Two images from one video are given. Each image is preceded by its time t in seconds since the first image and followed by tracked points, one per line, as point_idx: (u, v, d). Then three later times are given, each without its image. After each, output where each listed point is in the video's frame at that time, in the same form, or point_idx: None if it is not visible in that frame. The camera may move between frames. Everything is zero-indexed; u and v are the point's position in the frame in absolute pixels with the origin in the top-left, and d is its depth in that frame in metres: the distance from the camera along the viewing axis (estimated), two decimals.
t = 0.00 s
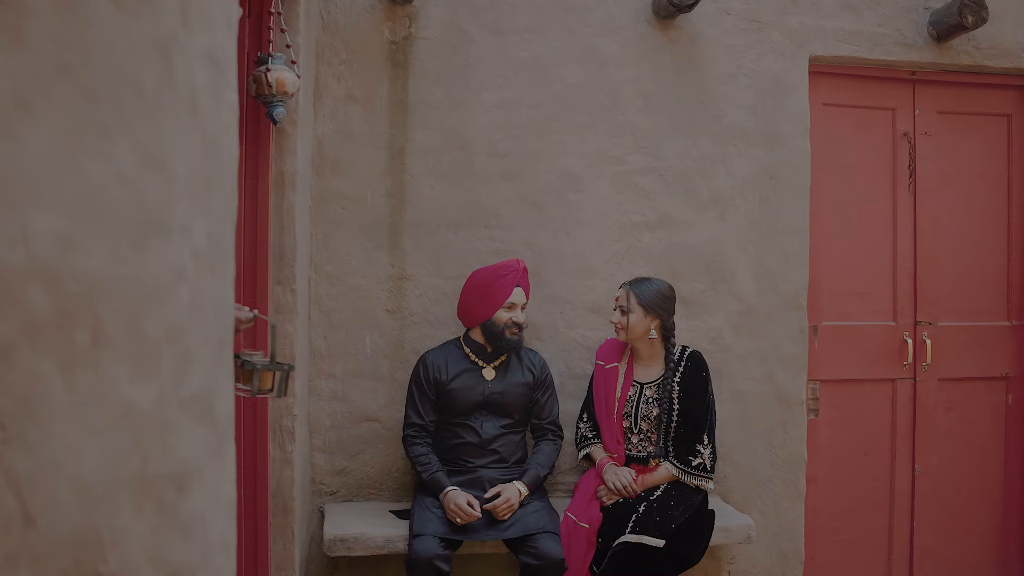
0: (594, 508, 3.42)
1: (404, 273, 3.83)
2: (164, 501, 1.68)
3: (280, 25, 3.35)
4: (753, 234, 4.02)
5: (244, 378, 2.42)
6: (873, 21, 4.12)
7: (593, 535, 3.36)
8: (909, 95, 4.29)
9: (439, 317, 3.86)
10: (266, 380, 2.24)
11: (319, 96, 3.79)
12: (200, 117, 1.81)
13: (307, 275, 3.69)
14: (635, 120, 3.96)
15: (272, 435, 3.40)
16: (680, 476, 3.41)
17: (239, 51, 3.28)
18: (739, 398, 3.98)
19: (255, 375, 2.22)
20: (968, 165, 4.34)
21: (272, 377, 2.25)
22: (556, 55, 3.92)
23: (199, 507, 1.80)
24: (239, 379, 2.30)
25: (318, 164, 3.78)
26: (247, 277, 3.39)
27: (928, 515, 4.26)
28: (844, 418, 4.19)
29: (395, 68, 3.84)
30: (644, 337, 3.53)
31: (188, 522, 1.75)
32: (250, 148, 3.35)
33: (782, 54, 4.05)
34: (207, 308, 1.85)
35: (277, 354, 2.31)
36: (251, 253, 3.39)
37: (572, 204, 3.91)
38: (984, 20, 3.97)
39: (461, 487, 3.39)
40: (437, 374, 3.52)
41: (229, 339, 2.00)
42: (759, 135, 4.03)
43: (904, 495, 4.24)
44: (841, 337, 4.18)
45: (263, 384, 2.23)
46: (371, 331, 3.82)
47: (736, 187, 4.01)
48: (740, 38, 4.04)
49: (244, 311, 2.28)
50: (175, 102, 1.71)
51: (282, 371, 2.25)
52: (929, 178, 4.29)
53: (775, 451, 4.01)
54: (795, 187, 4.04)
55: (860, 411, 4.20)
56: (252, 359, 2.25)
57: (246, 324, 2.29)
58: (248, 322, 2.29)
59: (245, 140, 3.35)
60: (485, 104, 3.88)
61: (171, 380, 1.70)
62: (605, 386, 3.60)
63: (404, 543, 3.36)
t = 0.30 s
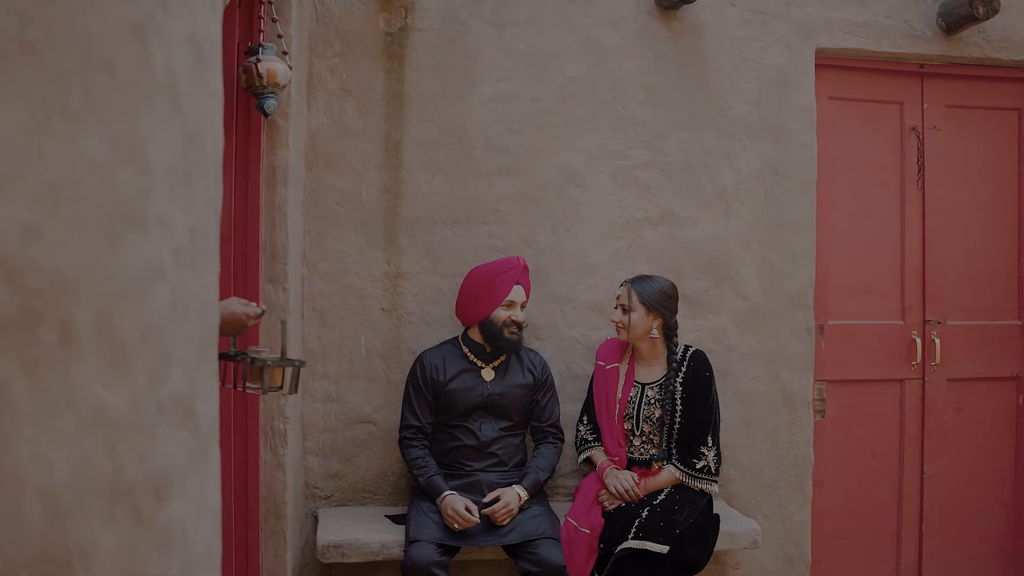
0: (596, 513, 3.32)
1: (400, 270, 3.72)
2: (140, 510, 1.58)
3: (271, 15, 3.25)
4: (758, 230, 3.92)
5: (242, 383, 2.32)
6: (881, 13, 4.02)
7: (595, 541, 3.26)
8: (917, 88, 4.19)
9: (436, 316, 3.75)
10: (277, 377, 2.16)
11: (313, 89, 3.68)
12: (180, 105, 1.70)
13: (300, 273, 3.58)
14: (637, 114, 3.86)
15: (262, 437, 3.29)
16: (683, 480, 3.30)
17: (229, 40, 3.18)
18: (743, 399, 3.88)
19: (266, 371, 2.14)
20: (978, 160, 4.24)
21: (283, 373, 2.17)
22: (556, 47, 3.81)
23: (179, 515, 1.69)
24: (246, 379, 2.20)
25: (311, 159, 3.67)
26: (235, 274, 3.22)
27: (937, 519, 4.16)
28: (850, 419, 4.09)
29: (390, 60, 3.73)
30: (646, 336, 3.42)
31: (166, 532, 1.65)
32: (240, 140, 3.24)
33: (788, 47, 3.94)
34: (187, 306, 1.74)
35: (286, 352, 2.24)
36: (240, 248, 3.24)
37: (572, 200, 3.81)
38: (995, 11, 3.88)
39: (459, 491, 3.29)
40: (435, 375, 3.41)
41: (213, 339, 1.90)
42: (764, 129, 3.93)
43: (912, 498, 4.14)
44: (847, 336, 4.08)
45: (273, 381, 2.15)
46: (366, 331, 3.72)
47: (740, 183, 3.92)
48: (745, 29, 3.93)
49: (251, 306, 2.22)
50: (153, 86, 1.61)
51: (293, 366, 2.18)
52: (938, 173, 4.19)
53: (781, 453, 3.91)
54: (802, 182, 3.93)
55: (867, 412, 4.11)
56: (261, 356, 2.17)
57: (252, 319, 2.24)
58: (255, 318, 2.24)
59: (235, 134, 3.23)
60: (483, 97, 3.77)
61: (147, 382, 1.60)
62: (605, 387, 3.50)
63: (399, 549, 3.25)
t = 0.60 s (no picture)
0: (597, 517, 3.22)
1: (395, 267, 3.63)
2: (112, 518, 1.49)
3: (261, 3, 3.15)
4: (763, 226, 3.82)
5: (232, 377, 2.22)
6: (888, 3, 3.92)
7: (596, 545, 3.17)
8: (925, 81, 4.09)
9: (433, 314, 3.65)
10: (279, 372, 2.09)
11: (306, 81, 3.59)
12: (157, 87, 1.61)
13: (292, 270, 3.48)
14: (638, 106, 3.77)
15: (253, 440, 3.19)
16: (686, 482, 3.20)
17: (218, 29, 3.08)
18: (748, 399, 3.79)
19: (269, 366, 2.06)
20: (987, 154, 4.15)
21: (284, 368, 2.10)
22: (555, 38, 3.72)
23: (155, 523, 1.59)
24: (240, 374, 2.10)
25: (304, 153, 3.58)
26: (225, 266, 3.12)
27: (946, 522, 4.07)
28: (857, 419, 4.00)
29: (385, 51, 3.64)
30: (648, 335, 3.32)
31: (142, 541, 1.55)
32: (230, 133, 3.15)
33: (793, 38, 3.85)
34: (165, 302, 1.65)
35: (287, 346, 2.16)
36: (230, 240, 3.14)
37: (572, 195, 3.71)
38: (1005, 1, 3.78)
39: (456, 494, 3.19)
40: (431, 374, 3.32)
41: (194, 336, 1.81)
42: (769, 122, 3.84)
43: (921, 501, 4.05)
44: (854, 334, 3.98)
45: (275, 376, 2.07)
46: (360, 329, 3.62)
47: (744, 178, 3.82)
48: (749, 20, 3.84)
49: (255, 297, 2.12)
50: (126, 67, 1.52)
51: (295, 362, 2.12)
52: (947, 168, 4.10)
53: (786, 454, 3.81)
54: (807, 177, 3.84)
55: (874, 412, 4.01)
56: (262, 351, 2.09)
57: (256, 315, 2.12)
58: (258, 312, 2.12)
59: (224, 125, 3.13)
60: (480, 89, 3.68)
61: (122, 382, 1.50)
62: (605, 386, 3.40)
63: (395, 554, 3.16)
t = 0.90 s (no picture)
0: (598, 521, 3.13)
1: (391, 263, 3.53)
2: (84, 526, 1.39)
3: None
4: (768, 221, 3.73)
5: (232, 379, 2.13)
6: None
7: (597, 550, 3.07)
8: (933, 73, 4.00)
9: (429, 312, 3.56)
10: (279, 371, 2.00)
11: (298, 72, 3.49)
12: (133, 68, 1.53)
13: (285, 266, 3.38)
14: (640, 99, 3.67)
15: (243, 441, 3.09)
16: (690, 484, 3.11)
17: (207, 17, 2.98)
18: (753, 399, 3.69)
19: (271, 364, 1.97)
20: (996, 148, 4.06)
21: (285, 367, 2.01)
22: (555, 28, 3.62)
23: (132, 530, 1.50)
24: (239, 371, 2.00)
25: (296, 146, 3.48)
26: (215, 259, 3.03)
27: (955, 524, 3.98)
28: (863, 420, 3.91)
29: (380, 42, 3.54)
30: (652, 332, 3.23)
31: (116, 551, 1.46)
32: (219, 124, 3.05)
33: (798, 29, 3.75)
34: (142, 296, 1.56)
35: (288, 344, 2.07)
36: (220, 232, 3.05)
37: (573, 189, 3.62)
38: None
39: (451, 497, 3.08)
40: (425, 374, 3.22)
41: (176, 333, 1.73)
42: (774, 115, 3.74)
43: (929, 503, 3.96)
44: (860, 333, 3.89)
45: (275, 375, 1.99)
46: (355, 327, 3.52)
47: (749, 172, 3.73)
48: (754, 10, 3.74)
49: (261, 294, 2.02)
50: (97, 45, 1.43)
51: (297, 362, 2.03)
52: (956, 163, 4.01)
53: (792, 455, 3.72)
54: (813, 171, 3.75)
55: (881, 412, 3.92)
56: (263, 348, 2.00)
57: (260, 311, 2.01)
58: (262, 308, 2.01)
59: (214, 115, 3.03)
60: (478, 80, 3.58)
61: (93, 381, 1.41)
62: (607, 385, 3.30)
63: (389, 559, 3.06)
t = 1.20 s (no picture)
0: (601, 524, 3.03)
1: (386, 259, 3.43)
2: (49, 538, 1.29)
3: None
4: (775, 215, 3.63)
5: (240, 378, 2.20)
6: None
7: (600, 554, 2.97)
8: (944, 64, 3.90)
9: (426, 309, 3.46)
10: (288, 371, 2.07)
11: (291, 61, 3.38)
12: (106, 42, 1.42)
13: (277, 261, 3.28)
14: (643, 89, 3.57)
15: (233, 442, 2.98)
16: (696, 486, 3.00)
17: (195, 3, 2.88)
18: (759, 398, 3.59)
19: (280, 365, 2.04)
20: (1008, 141, 3.96)
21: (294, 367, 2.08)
22: (555, 17, 3.52)
23: (105, 539, 1.40)
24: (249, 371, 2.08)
25: (289, 138, 3.37)
26: (203, 252, 2.93)
27: (965, 527, 3.88)
28: (872, 420, 3.81)
29: (376, 30, 3.43)
30: (656, 330, 3.13)
31: (85, 561, 1.36)
32: (209, 114, 2.94)
33: (805, 17, 3.65)
34: (115, 286, 1.46)
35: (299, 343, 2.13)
36: (210, 225, 2.94)
37: (574, 182, 3.51)
38: None
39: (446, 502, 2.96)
40: (415, 371, 3.15)
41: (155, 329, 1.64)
42: (780, 106, 3.64)
43: (939, 504, 3.85)
44: (869, 330, 3.79)
45: (284, 376, 2.06)
46: (350, 324, 3.42)
47: (755, 164, 3.63)
48: None
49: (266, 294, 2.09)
50: (65, 16, 1.32)
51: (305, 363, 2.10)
52: (966, 156, 3.91)
53: (800, 456, 3.61)
54: (821, 164, 3.64)
55: (890, 412, 3.82)
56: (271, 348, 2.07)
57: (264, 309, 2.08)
58: (266, 307, 2.09)
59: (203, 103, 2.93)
60: (477, 70, 3.47)
61: (60, 377, 1.31)
62: (610, 384, 3.20)
63: (385, 563, 2.96)
